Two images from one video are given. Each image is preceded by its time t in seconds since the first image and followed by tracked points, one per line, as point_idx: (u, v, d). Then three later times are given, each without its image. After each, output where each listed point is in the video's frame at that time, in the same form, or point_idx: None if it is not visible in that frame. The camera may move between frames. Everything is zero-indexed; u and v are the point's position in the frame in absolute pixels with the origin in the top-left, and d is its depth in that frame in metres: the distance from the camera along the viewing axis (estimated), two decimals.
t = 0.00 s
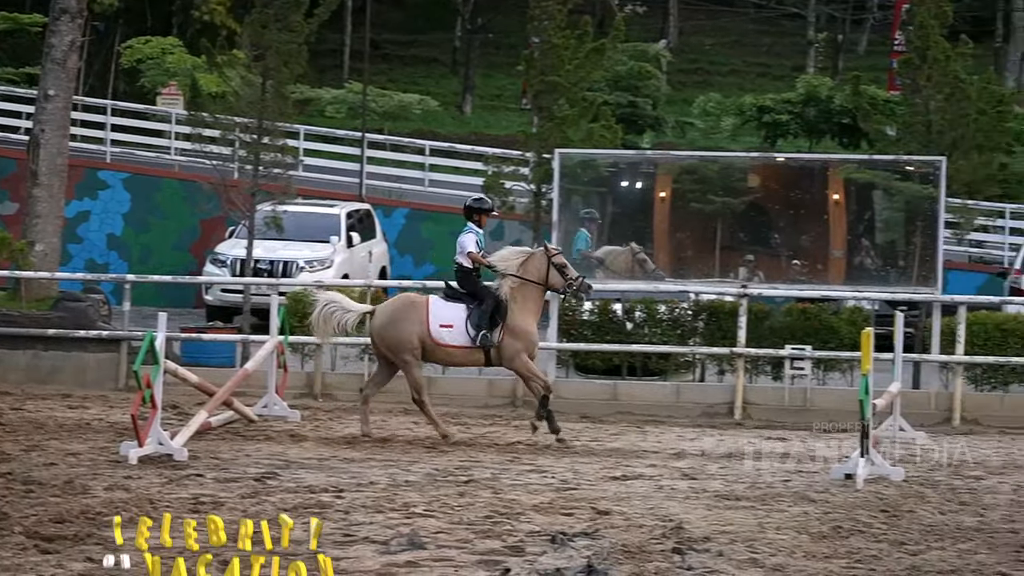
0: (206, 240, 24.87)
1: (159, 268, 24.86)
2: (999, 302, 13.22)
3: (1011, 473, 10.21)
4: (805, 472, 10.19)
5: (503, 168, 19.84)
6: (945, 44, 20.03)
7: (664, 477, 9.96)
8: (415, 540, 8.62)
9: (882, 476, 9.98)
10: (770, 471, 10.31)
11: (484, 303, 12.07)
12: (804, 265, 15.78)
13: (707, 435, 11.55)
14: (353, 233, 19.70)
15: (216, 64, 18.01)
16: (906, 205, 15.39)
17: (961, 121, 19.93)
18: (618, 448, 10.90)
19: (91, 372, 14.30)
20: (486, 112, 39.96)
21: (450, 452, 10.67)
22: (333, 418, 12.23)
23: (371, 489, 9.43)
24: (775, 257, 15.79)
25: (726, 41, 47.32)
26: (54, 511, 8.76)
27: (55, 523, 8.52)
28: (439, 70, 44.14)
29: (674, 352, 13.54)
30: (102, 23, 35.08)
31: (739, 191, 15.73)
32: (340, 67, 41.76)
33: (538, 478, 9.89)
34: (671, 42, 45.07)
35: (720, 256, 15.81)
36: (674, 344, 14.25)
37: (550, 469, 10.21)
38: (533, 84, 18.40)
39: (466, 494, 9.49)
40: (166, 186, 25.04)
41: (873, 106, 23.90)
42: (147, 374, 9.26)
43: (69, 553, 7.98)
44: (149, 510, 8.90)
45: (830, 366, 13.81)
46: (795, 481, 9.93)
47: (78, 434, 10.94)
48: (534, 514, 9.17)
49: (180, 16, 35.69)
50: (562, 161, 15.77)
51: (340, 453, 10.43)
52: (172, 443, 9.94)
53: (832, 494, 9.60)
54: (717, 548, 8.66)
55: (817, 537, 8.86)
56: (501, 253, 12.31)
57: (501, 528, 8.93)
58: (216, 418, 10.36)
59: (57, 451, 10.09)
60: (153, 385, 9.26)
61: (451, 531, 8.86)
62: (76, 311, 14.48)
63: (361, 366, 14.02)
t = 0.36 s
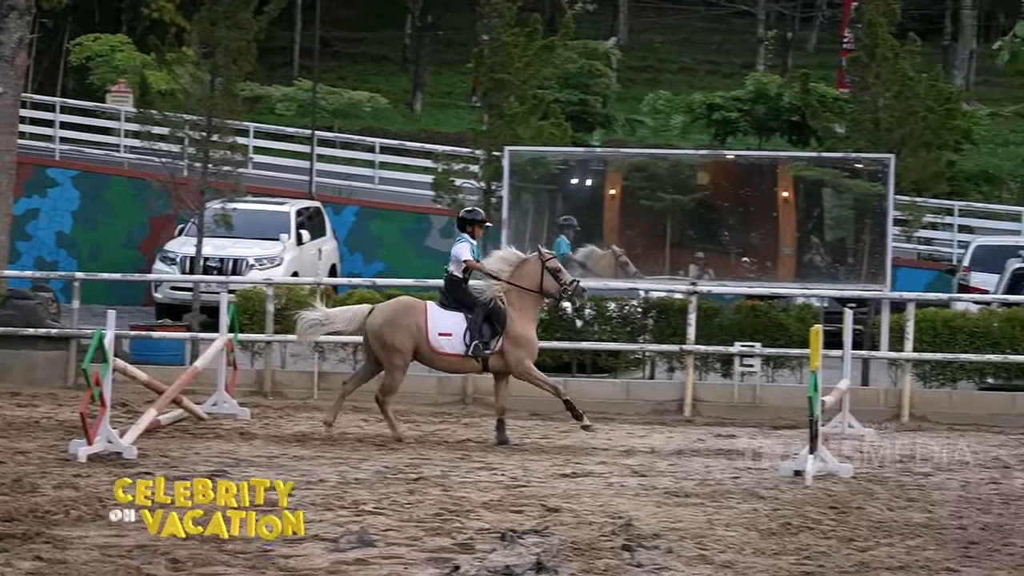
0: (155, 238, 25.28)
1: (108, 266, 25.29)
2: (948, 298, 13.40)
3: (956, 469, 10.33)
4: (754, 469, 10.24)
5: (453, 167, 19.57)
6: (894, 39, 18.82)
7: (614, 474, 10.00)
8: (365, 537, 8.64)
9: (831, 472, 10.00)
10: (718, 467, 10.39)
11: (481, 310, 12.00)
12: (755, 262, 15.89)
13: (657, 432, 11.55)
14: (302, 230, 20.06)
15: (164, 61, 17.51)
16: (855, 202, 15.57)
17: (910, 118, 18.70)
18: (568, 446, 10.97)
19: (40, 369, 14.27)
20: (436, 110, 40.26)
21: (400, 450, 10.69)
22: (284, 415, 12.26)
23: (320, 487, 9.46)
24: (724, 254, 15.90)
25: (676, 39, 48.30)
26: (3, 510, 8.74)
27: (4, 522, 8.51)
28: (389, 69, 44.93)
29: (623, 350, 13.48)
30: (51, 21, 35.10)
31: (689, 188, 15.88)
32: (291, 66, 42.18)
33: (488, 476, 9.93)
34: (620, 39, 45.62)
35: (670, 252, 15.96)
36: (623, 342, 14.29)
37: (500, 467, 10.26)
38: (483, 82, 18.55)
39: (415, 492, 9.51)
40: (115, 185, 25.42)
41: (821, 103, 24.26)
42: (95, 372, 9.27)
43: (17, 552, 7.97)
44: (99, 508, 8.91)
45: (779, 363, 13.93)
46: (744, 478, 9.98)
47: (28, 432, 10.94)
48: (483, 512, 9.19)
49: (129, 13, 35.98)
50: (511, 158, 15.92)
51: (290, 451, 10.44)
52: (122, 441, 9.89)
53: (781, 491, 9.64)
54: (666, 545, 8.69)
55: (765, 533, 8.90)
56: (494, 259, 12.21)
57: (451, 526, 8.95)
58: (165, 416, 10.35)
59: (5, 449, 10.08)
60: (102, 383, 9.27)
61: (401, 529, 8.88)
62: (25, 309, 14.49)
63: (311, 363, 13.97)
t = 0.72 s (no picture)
0: (107, 236, 25.08)
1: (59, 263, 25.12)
2: (898, 296, 13.44)
3: (907, 465, 10.40)
4: (706, 466, 10.31)
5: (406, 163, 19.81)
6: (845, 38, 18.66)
7: (566, 472, 10.02)
8: (317, 535, 8.64)
9: (782, 469, 10.04)
10: (670, 464, 10.47)
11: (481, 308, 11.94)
12: (707, 260, 15.78)
13: (609, 430, 11.68)
14: (255, 229, 20.14)
15: (115, 60, 16.44)
16: (806, 199, 15.51)
17: (861, 114, 18.46)
18: (520, 444, 11.04)
19: None
20: (389, 108, 40.25)
21: (352, 447, 10.75)
22: (236, 413, 12.25)
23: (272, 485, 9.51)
24: (676, 251, 15.84)
25: (628, 37, 48.58)
26: None
27: None
28: (343, 66, 45.13)
29: (575, 347, 13.54)
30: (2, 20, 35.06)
31: (641, 185, 15.78)
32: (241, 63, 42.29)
33: (440, 473, 9.96)
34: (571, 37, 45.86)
35: (623, 250, 15.87)
36: (575, 339, 14.30)
37: (452, 464, 10.31)
38: (434, 79, 18.37)
39: (367, 490, 9.56)
40: (67, 181, 25.18)
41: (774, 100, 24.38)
42: (46, 371, 9.28)
43: None
44: (50, 507, 8.90)
45: (731, 361, 13.97)
46: (696, 474, 10.03)
47: None
48: (434, 509, 9.22)
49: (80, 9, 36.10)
50: (463, 155, 15.76)
51: (242, 448, 10.49)
52: (72, 440, 9.94)
53: (733, 488, 9.67)
54: (618, 543, 8.70)
55: (716, 530, 8.92)
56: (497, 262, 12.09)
57: (403, 523, 8.97)
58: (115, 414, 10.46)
59: None
60: (52, 381, 9.29)
61: (352, 527, 8.90)
62: None
63: (263, 361, 14.00)
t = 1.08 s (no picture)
0: (59, 234, 24.98)
1: (12, 262, 25.01)
2: (850, 294, 13.42)
3: (858, 463, 10.45)
4: (659, 464, 10.35)
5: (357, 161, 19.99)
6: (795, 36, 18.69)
7: (519, 471, 10.06)
8: (269, 534, 8.64)
9: (734, 467, 10.07)
10: (622, 462, 10.51)
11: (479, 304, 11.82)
12: (659, 258, 15.69)
13: (562, 427, 11.77)
14: (206, 227, 20.06)
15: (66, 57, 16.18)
16: (759, 198, 15.31)
17: (812, 112, 18.58)
18: (473, 442, 11.06)
19: None
20: (342, 105, 40.27)
21: (304, 446, 10.80)
22: (189, 412, 12.24)
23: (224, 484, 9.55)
24: (629, 249, 15.73)
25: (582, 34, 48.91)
26: None
27: None
28: (296, 65, 45.24)
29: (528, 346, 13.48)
30: None
31: (594, 184, 15.65)
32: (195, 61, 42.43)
33: (392, 472, 9.98)
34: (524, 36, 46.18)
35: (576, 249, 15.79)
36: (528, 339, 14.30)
37: (405, 463, 10.33)
38: (387, 78, 18.80)
39: (320, 488, 9.57)
40: (18, 180, 25.07)
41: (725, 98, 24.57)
42: None
43: None
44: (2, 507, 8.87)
45: (683, 359, 13.94)
46: (649, 473, 10.05)
47: None
48: (387, 508, 9.24)
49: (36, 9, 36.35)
50: (416, 153, 15.58)
51: (195, 448, 10.54)
52: (24, 440, 9.96)
53: (685, 486, 9.70)
54: (571, 540, 8.72)
55: (669, 528, 8.93)
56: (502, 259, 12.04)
57: (355, 522, 8.98)
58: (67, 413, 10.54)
59: None
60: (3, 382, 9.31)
61: (305, 526, 8.91)
62: None
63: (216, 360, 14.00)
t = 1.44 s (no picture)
0: (15, 232, 24.99)
1: None
2: (807, 292, 13.33)
3: (814, 460, 10.49)
4: (615, 462, 10.37)
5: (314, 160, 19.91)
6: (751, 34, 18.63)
7: (475, 468, 10.07)
8: (225, 532, 8.65)
9: (691, 465, 10.09)
10: (579, 459, 10.55)
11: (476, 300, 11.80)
12: (616, 256, 15.76)
13: (519, 424, 11.92)
14: (163, 225, 20.05)
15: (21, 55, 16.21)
16: (715, 196, 15.46)
17: (767, 111, 18.61)
18: (429, 440, 11.08)
19: None
20: (298, 103, 40.50)
21: (260, 443, 10.84)
22: (144, 411, 12.24)
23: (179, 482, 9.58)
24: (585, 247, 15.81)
25: (537, 32, 49.90)
26: None
27: None
28: (252, 63, 45.73)
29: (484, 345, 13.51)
30: None
31: (550, 181, 15.72)
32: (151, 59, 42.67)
33: (348, 470, 9.99)
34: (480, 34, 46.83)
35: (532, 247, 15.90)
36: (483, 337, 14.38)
37: (361, 460, 10.33)
38: (343, 76, 18.76)
39: (278, 487, 9.57)
40: None
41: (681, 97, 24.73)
42: None
43: None
44: None
45: (639, 356, 13.91)
46: (605, 470, 10.07)
47: None
48: (344, 506, 9.26)
49: None
50: (372, 151, 15.49)
51: (151, 446, 10.59)
52: None
53: (641, 483, 9.71)
54: (526, 538, 8.72)
55: (625, 525, 8.94)
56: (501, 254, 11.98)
57: (312, 520, 8.99)
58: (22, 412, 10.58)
59: None
60: None
61: (261, 524, 8.92)
62: None
63: (171, 358, 14.02)
